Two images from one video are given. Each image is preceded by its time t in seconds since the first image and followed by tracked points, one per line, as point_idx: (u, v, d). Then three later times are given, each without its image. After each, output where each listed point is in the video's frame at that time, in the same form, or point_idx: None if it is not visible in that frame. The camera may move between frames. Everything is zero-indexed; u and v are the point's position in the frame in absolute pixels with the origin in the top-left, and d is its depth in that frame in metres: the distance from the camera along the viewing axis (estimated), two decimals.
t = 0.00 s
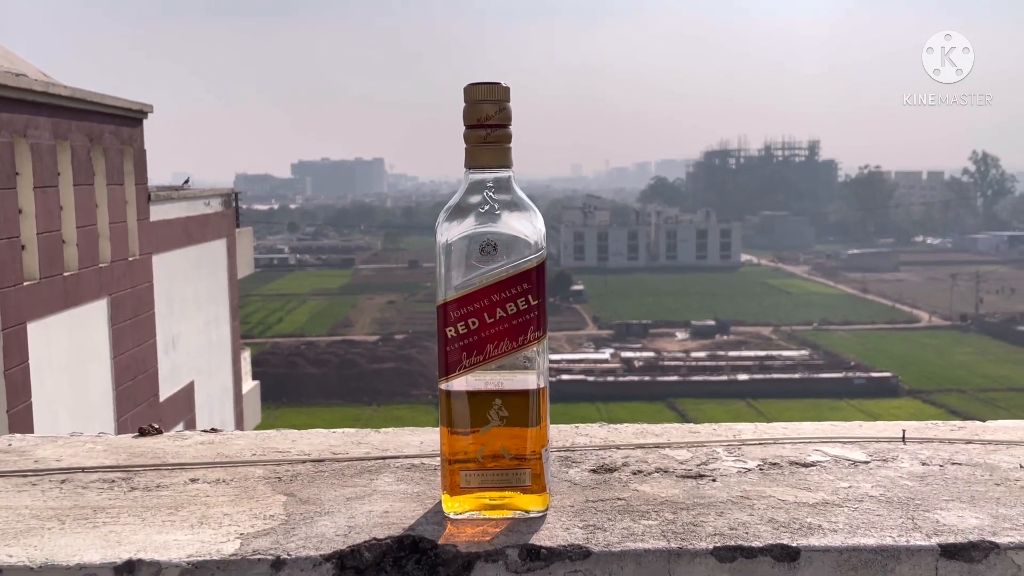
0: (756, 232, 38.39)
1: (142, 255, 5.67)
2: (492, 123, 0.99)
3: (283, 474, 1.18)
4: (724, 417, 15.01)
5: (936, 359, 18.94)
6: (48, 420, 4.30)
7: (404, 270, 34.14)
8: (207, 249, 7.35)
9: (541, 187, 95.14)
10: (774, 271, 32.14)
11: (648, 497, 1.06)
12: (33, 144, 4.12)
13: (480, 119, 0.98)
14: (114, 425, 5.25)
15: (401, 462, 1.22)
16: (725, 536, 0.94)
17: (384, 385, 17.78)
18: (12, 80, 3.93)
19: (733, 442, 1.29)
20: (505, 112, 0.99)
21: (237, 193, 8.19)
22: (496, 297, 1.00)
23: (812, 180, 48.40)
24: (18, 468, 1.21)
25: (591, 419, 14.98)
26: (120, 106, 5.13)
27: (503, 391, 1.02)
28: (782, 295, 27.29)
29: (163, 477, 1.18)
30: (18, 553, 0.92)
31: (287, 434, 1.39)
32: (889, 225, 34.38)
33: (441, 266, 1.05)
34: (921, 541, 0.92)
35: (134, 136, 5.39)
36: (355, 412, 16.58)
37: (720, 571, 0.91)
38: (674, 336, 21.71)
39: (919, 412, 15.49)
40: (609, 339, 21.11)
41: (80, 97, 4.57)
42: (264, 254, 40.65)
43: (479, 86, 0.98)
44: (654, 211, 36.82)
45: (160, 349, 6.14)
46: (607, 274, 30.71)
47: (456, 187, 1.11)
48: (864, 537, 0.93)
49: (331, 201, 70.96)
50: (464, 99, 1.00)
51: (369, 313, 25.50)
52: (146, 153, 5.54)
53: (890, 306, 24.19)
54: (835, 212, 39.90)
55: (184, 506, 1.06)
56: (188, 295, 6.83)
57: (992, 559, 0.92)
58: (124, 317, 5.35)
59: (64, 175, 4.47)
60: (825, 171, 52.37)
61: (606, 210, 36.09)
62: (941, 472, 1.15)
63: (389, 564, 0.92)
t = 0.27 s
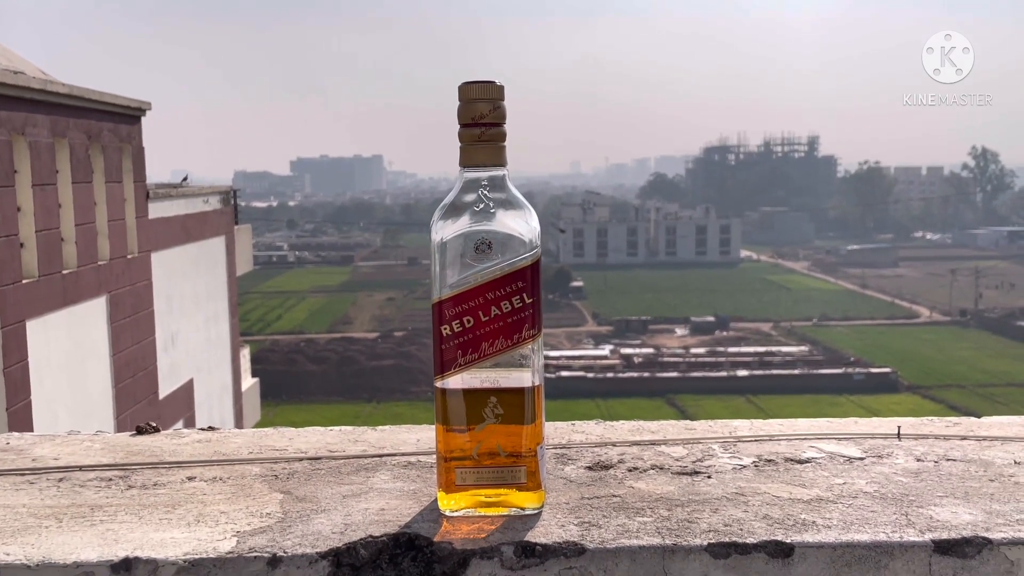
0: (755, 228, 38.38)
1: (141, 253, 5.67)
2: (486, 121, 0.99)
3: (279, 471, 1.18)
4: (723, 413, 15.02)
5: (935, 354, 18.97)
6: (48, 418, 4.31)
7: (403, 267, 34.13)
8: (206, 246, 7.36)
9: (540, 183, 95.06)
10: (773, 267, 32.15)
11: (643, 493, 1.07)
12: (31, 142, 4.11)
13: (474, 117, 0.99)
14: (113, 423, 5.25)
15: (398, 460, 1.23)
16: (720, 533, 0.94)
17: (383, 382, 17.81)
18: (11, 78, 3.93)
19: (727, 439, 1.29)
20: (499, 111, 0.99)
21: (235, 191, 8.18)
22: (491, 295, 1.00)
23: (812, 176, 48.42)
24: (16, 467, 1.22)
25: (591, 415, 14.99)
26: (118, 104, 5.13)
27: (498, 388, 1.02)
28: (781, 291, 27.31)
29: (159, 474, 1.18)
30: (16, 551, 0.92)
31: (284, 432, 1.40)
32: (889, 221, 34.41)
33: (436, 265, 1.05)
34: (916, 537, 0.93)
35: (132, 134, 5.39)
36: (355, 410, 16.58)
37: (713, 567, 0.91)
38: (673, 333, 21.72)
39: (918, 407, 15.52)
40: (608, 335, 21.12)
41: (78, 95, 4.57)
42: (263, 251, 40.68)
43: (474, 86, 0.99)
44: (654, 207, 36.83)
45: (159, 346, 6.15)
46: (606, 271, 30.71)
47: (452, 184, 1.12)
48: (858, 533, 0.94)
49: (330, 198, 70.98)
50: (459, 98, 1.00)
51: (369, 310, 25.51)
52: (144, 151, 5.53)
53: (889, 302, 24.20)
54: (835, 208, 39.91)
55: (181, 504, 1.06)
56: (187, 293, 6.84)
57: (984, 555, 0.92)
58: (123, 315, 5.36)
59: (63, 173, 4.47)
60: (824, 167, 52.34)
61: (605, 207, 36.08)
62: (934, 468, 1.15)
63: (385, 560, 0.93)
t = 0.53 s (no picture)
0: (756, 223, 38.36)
1: (142, 251, 5.67)
2: (484, 119, 0.99)
3: (279, 469, 1.18)
4: (724, 408, 15.04)
5: (936, 349, 18.96)
6: (49, 415, 4.32)
7: (403, 264, 34.14)
8: (207, 244, 7.36)
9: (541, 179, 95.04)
10: (774, 263, 32.15)
11: (642, 490, 1.07)
12: (31, 139, 4.11)
13: (471, 115, 0.99)
14: (115, 420, 5.26)
15: (398, 457, 1.23)
16: (718, 529, 0.94)
17: (384, 378, 17.82)
18: (11, 76, 3.92)
19: (726, 435, 1.29)
20: (497, 108, 0.99)
21: (235, 188, 8.18)
22: (489, 293, 1.00)
23: (812, 171, 48.37)
24: (16, 465, 1.22)
25: (592, 411, 15.00)
26: (119, 101, 5.13)
27: (497, 386, 1.03)
28: (782, 287, 27.30)
29: (159, 472, 1.18)
30: (16, 549, 0.92)
31: (283, 429, 1.40)
32: (890, 216, 34.36)
33: (435, 263, 1.05)
34: (914, 533, 0.93)
35: (132, 132, 5.39)
36: (356, 406, 16.60)
37: (713, 565, 0.91)
38: (674, 329, 21.72)
39: (920, 403, 15.52)
40: (609, 331, 21.13)
41: (77, 92, 4.56)
42: (264, 248, 40.71)
43: (472, 84, 0.98)
44: (654, 204, 36.81)
45: (160, 344, 6.15)
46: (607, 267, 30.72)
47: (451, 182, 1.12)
48: (857, 529, 0.94)
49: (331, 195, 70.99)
50: (457, 94, 1.00)
51: (369, 306, 25.53)
52: (144, 148, 5.53)
53: (890, 297, 24.18)
54: (835, 204, 39.86)
55: (181, 501, 1.06)
56: (188, 290, 6.84)
57: (983, 549, 0.92)
58: (124, 312, 5.36)
59: (63, 170, 4.47)
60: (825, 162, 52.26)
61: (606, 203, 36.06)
62: (934, 464, 1.15)
63: (384, 557, 0.93)
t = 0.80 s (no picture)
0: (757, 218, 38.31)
1: (144, 247, 5.68)
2: (485, 116, 0.99)
3: (282, 466, 1.18)
4: (727, 403, 15.05)
5: (938, 343, 18.95)
6: (52, 412, 4.33)
7: (405, 259, 34.15)
8: (209, 240, 7.36)
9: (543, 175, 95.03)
10: (776, 258, 32.16)
11: (645, 487, 1.07)
12: (33, 136, 4.11)
13: (473, 112, 0.98)
14: (118, 416, 5.27)
15: (400, 454, 1.23)
16: (722, 526, 0.94)
17: (386, 374, 17.85)
18: (12, 73, 3.92)
19: (729, 431, 1.29)
20: (499, 105, 0.99)
21: (237, 184, 8.17)
22: (491, 289, 1.00)
23: (814, 165, 48.35)
24: (18, 463, 1.22)
25: (595, 406, 15.01)
26: (120, 98, 5.13)
27: (500, 382, 1.02)
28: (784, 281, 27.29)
29: (162, 470, 1.18)
30: (19, 547, 0.92)
31: (285, 426, 1.40)
32: (891, 211, 34.33)
33: (437, 259, 1.05)
34: (916, 529, 0.93)
35: (134, 128, 5.39)
36: (358, 402, 16.62)
37: (717, 560, 0.91)
38: (676, 323, 21.72)
39: (922, 397, 15.53)
40: (611, 326, 21.14)
41: (78, 89, 4.56)
42: (266, 244, 40.75)
43: (473, 81, 0.98)
44: (656, 199, 36.79)
45: (163, 340, 6.16)
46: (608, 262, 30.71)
47: (452, 179, 1.11)
48: (861, 526, 0.94)
49: (332, 191, 71.01)
50: (459, 91, 0.99)
51: (371, 302, 25.55)
52: (146, 145, 5.54)
53: (892, 292, 24.17)
54: (837, 198, 39.82)
55: (183, 499, 1.06)
56: (190, 286, 6.85)
57: (987, 546, 0.92)
58: (126, 309, 5.36)
59: (65, 167, 4.48)
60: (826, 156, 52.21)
61: (607, 198, 36.05)
62: (936, 459, 1.15)
63: (387, 555, 0.93)
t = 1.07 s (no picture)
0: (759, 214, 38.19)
1: (146, 244, 5.67)
2: (485, 111, 0.98)
3: (281, 464, 1.18)
4: (730, 400, 15.01)
5: (941, 339, 18.92)
6: (54, 408, 4.33)
7: (408, 256, 34.14)
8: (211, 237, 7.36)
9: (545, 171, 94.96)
10: (778, 254, 32.11)
11: (645, 485, 1.06)
12: (34, 133, 4.11)
13: (473, 107, 0.97)
14: (120, 414, 5.27)
15: (400, 452, 1.22)
16: (723, 523, 0.93)
17: (388, 370, 17.85)
18: (14, 70, 3.92)
19: (731, 428, 1.28)
20: (498, 100, 0.98)
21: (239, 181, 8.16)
22: (491, 286, 0.99)
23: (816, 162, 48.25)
24: (16, 461, 1.21)
25: (597, 403, 15.00)
26: (122, 94, 5.13)
27: (499, 380, 1.02)
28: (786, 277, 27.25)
29: (161, 468, 1.18)
30: (16, 547, 0.91)
31: (285, 424, 1.39)
32: (894, 206, 34.24)
33: (436, 256, 1.04)
34: (921, 528, 0.92)
35: (136, 125, 5.38)
36: (360, 398, 16.63)
37: (718, 559, 0.90)
38: (678, 320, 21.70)
39: (925, 393, 15.50)
40: (613, 323, 21.13)
41: (80, 86, 4.56)
42: (268, 241, 40.78)
43: (472, 76, 0.97)
44: (658, 195, 36.75)
45: (165, 337, 6.16)
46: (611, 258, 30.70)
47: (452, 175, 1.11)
48: (863, 524, 0.93)
49: (334, 188, 71.00)
50: (458, 87, 0.99)
51: (374, 299, 25.56)
52: (148, 142, 5.53)
53: (895, 288, 24.14)
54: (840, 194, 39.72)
55: (181, 498, 1.06)
56: (192, 284, 6.85)
57: (991, 545, 0.91)
58: (129, 306, 5.36)
59: (67, 163, 4.47)
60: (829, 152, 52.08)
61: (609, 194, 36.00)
62: (940, 457, 1.14)
63: (386, 554, 0.92)
